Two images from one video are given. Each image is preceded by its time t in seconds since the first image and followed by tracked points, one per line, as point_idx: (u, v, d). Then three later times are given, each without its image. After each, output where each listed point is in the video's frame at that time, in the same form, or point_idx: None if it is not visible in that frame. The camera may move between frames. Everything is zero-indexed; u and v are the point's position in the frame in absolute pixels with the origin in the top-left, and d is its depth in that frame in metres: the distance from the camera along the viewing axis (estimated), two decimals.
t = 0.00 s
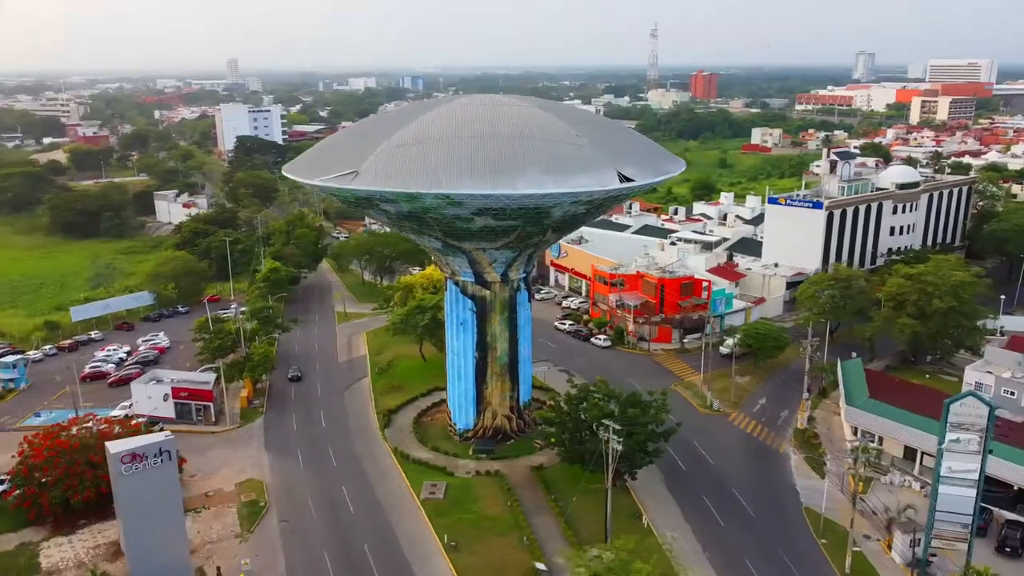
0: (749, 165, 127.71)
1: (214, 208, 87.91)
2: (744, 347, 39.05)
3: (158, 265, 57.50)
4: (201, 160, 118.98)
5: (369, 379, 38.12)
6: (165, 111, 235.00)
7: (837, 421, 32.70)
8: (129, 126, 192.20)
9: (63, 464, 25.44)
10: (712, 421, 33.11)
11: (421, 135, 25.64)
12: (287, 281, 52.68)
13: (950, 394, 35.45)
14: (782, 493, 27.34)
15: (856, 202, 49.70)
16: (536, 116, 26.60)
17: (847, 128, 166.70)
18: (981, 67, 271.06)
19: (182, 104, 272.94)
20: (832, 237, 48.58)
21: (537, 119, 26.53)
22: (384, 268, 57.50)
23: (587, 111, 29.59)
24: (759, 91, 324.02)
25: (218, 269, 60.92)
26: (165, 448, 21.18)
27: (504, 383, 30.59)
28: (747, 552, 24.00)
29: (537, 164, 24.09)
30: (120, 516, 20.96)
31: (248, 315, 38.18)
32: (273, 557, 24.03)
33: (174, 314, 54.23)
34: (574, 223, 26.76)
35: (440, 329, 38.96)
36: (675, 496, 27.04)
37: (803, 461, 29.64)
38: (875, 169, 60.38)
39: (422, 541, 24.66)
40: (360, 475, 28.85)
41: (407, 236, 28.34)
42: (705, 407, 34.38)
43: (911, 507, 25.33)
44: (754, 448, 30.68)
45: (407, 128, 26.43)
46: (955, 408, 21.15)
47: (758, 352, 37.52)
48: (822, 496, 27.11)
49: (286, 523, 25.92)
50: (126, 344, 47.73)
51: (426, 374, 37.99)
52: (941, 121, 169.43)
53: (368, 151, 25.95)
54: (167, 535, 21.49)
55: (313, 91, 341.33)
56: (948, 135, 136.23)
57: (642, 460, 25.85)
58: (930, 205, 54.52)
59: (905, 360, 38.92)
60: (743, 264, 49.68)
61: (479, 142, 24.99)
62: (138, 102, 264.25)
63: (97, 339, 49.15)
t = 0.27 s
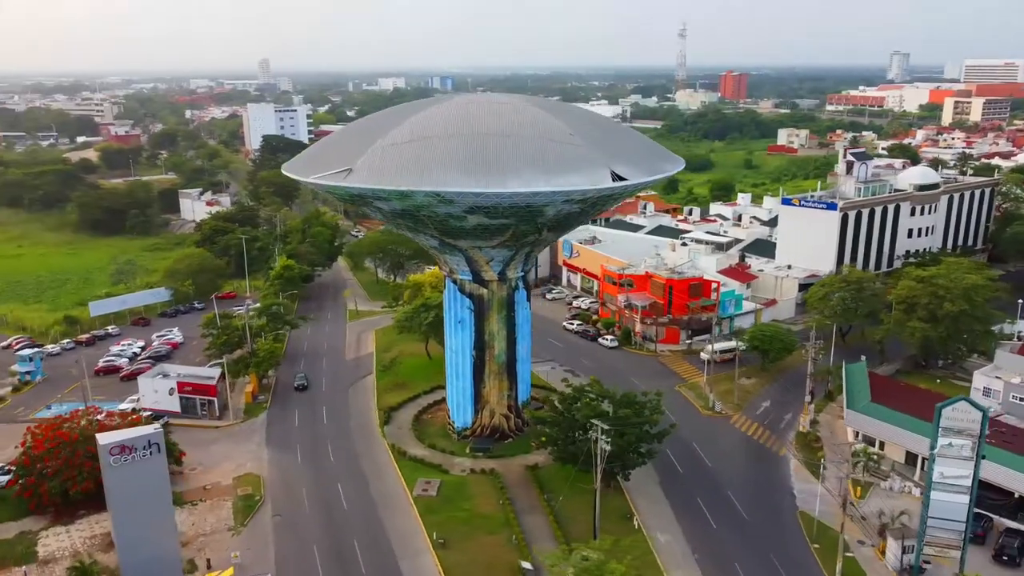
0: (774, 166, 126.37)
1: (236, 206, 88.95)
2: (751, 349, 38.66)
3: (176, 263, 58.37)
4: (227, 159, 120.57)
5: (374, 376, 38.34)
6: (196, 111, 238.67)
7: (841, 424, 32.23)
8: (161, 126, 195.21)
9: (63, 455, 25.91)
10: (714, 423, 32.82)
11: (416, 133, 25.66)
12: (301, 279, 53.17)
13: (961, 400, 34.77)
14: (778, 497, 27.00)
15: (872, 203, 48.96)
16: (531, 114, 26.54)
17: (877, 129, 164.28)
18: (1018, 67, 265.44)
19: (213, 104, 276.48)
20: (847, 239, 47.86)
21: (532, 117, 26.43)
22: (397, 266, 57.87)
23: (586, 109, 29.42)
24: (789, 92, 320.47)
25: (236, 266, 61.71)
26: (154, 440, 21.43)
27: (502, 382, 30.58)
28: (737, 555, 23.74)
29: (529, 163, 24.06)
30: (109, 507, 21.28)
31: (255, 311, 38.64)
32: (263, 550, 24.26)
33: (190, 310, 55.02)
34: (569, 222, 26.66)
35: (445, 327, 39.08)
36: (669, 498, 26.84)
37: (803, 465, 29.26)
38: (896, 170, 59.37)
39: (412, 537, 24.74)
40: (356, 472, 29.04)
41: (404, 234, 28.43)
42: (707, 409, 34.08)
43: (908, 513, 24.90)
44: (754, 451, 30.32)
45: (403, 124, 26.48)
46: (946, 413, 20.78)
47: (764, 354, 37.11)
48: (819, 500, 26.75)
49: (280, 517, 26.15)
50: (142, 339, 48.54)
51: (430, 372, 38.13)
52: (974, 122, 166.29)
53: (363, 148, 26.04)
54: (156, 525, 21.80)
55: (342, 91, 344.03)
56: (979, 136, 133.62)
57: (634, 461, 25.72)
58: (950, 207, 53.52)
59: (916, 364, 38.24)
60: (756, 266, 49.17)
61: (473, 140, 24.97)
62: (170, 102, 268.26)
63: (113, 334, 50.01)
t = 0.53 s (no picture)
0: (800, 167, 124.85)
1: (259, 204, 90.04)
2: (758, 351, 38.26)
3: (195, 260, 59.26)
4: (253, 158, 122.05)
5: (378, 373, 38.56)
6: (227, 111, 241.83)
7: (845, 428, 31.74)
8: (193, 125, 198.25)
9: (64, 446, 26.39)
10: (715, 425, 32.52)
11: (410, 130, 25.74)
12: (315, 276, 53.66)
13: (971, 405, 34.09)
14: (773, 500, 26.70)
15: (889, 205, 48.18)
16: (526, 112, 26.47)
17: (908, 129, 161.47)
18: None
19: (245, 104, 279.85)
20: (862, 240, 47.15)
21: (528, 114, 26.37)
22: (411, 264, 58.20)
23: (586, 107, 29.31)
24: (821, 92, 316.34)
25: (254, 264, 62.47)
26: (144, 432, 21.75)
27: (499, 380, 30.58)
28: (726, 558, 23.51)
29: (521, 162, 24.02)
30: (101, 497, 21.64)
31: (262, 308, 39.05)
32: (254, 542, 24.53)
33: (207, 306, 55.83)
34: (564, 220, 26.60)
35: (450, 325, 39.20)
36: (662, 499, 26.65)
37: (802, 468, 28.88)
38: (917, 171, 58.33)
39: (401, 533, 24.84)
40: (352, 467, 29.24)
41: (401, 231, 28.53)
42: (710, 411, 33.78)
43: (904, 519, 24.47)
44: (754, 454, 30.00)
45: (399, 122, 26.56)
46: (938, 417, 20.36)
47: (771, 356, 36.69)
48: (816, 505, 26.39)
49: (274, 511, 26.40)
50: (157, 334, 49.34)
51: (434, 370, 38.28)
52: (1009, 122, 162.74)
53: (358, 145, 26.17)
54: (147, 516, 22.13)
55: (372, 91, 346.41)
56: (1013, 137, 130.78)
57: (626, 461, 25.59)
58: (971, 209, 52.47)
59: (927, 369, 37.56)
60: (769, 267, 48.64)
61: (465, 137, 25.01)
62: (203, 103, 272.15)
63: (131, 329, 50.89)
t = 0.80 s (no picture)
0: (828, 168, 123.14)
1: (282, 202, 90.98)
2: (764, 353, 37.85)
3: (213, 256, 60.07)
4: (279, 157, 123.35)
5: (383, 370, 38.78)
6: (258, 110, 244.61)
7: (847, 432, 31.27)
8: (223, 125, 200.92)
9: (64, 438, 26.88)
10: (715, 427, 32.23)
11: (404, 127, 25.78)
12: (328, 274, 54.13)
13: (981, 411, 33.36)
14: (767, 502, 26.39)
15: (905, 206, 47.35)
16: (521, 110, 26.44)
17: (941, 130, 158.46)
18: None
19: (276, 104, 282.72)
20: (877, 242, 46.39)
21: (522, 112, 26.34)
22: (424, 262, 58.49)
23: (583, 104, 29.23)
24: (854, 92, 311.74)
25: (271, 261, 63.16)
26: (135, 424, 22.07)
27: (497, 379, 30.59)
28: (713, 561, 23.26)
29: (511, 160, 24.01)
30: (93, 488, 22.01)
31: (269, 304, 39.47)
32: (245, 536, 24.82)
33: (223, 302, 56.58)
34: (558, 218, 26.54)
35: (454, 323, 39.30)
36: (654, 500, 26.48)
37: (801, 471, 28.50)
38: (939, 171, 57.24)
39: (391, 529, 24.98)
40: (349, 463, 29.46)
41: (399, 229, 28.66)
42: (711, 413, 33.50)
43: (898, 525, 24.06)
44: (752, 456, 29.67)
45: (394, 119, 26.64)
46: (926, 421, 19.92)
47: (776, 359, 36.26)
48: (811, 509, 26.03)
49: (267, 505, 26.69)
50: (173, 329, 50.11)
51: (438, 368, 38.41)
52: None
53: (354, 141, 26.32)
54: (137, 507, 22.48)
55: (402, 91, 348.22)
56: None
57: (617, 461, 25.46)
58: (993, 211, 51.36)
59: (939, 373, 36.86)
60: (782, 269, 48.07)
61: (458, 135, 25.03)
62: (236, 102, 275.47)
63: (148, 324, 51.74)
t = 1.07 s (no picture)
0: (854, 169, 121.41)
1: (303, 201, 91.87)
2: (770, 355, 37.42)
3: (230, 254, 60.82)
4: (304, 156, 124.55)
5: (387, 368, 38.96)
6: (287, 109, 247.15)
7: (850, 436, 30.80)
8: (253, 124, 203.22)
9: (65, 430, 27.31)
10: (715, 429, 31.92)
11: (398, 127, 25.89)
12: (342, 272, 54.51)
13: (990, 417, 32.65)
14: (761, 505, 26.12)
15: (922, 208, 46.50)
16: (515, 111, 26.52)
17: (973, 131, 155.43)
18: None
19: (306, 103, 284.99)
20: (892, 244, 45.64)
21: (515, 113, 26.40)
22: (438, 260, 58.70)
23: (580, 106, 29.27)
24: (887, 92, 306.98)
25: (288, 259, 63.78)
26: (126, 417, 22.41)
27: (494, 377, 30.59)
28: (700, 564, 23.08)
29: (502, 158, 24.04)
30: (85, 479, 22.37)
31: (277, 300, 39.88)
32: (237, 529, 25.08)
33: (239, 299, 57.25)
34: (552, 217, 26.51)
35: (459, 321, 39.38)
36: (646, 502, 26.31)
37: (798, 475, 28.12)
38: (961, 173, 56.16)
39: (380, 525, 25.10)
40: (345, 460, 29.66)
41: (396, 227, 28.79)
42: (713, 415, 33.21)
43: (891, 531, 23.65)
44: (750, 459, 29.35)
45: (390, 117, 26.80)
46: (914, 425, 19.65)
47: (781, 361, 35.81)
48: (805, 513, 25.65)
49: (262, 499, 26.95)
50: (188, 325, 50.82)
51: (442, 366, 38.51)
52: None
53: (349, 139, 26.49)
54: (129, 498, 22.85)
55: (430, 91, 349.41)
56: None
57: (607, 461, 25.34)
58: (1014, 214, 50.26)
59: (949, 377, 36.18)
60: (795, 270, 47.45)
61: (451, 133, 25.12)
62: (266, 101, 278.38)
63: (164, 320, 52.52)
